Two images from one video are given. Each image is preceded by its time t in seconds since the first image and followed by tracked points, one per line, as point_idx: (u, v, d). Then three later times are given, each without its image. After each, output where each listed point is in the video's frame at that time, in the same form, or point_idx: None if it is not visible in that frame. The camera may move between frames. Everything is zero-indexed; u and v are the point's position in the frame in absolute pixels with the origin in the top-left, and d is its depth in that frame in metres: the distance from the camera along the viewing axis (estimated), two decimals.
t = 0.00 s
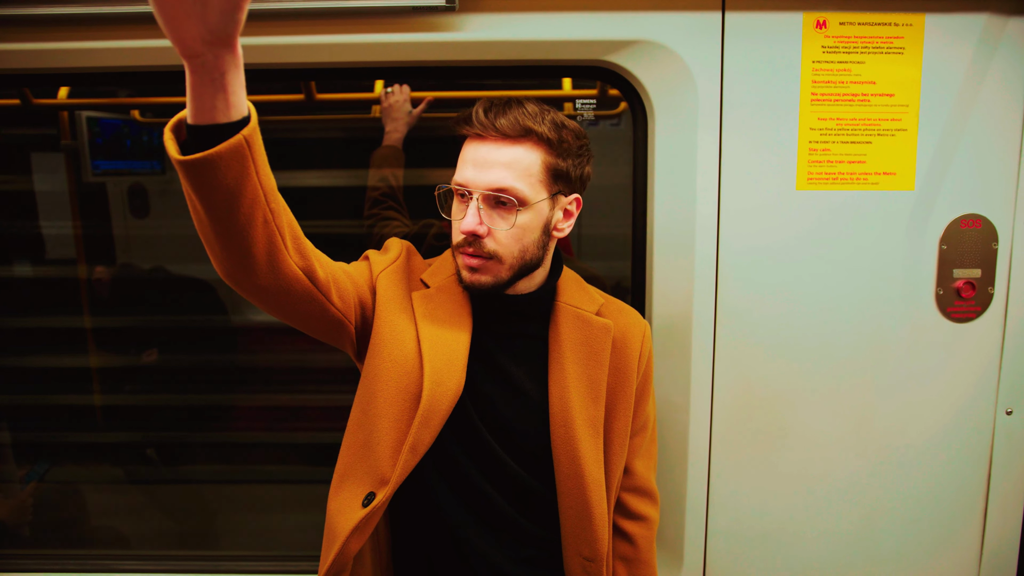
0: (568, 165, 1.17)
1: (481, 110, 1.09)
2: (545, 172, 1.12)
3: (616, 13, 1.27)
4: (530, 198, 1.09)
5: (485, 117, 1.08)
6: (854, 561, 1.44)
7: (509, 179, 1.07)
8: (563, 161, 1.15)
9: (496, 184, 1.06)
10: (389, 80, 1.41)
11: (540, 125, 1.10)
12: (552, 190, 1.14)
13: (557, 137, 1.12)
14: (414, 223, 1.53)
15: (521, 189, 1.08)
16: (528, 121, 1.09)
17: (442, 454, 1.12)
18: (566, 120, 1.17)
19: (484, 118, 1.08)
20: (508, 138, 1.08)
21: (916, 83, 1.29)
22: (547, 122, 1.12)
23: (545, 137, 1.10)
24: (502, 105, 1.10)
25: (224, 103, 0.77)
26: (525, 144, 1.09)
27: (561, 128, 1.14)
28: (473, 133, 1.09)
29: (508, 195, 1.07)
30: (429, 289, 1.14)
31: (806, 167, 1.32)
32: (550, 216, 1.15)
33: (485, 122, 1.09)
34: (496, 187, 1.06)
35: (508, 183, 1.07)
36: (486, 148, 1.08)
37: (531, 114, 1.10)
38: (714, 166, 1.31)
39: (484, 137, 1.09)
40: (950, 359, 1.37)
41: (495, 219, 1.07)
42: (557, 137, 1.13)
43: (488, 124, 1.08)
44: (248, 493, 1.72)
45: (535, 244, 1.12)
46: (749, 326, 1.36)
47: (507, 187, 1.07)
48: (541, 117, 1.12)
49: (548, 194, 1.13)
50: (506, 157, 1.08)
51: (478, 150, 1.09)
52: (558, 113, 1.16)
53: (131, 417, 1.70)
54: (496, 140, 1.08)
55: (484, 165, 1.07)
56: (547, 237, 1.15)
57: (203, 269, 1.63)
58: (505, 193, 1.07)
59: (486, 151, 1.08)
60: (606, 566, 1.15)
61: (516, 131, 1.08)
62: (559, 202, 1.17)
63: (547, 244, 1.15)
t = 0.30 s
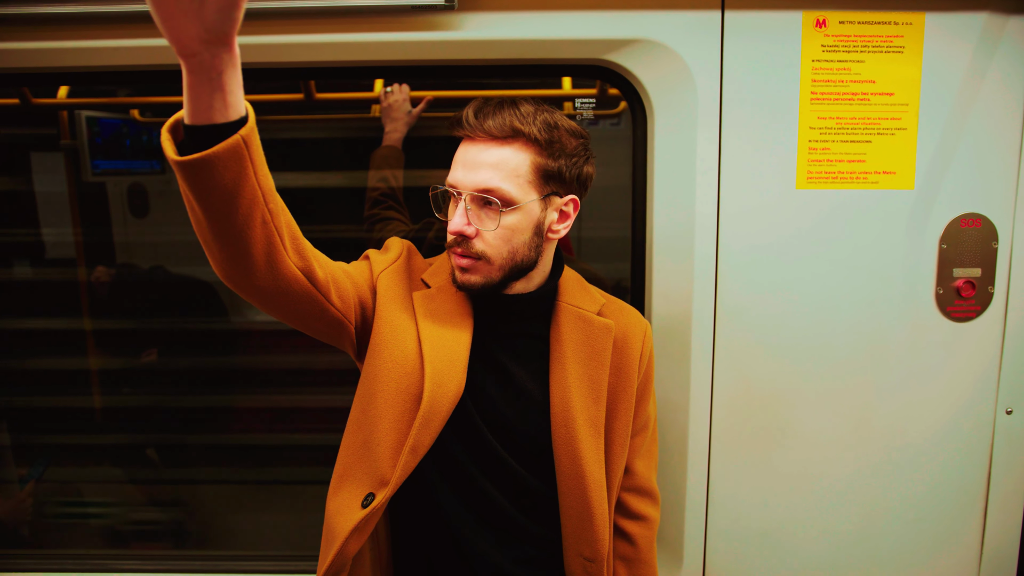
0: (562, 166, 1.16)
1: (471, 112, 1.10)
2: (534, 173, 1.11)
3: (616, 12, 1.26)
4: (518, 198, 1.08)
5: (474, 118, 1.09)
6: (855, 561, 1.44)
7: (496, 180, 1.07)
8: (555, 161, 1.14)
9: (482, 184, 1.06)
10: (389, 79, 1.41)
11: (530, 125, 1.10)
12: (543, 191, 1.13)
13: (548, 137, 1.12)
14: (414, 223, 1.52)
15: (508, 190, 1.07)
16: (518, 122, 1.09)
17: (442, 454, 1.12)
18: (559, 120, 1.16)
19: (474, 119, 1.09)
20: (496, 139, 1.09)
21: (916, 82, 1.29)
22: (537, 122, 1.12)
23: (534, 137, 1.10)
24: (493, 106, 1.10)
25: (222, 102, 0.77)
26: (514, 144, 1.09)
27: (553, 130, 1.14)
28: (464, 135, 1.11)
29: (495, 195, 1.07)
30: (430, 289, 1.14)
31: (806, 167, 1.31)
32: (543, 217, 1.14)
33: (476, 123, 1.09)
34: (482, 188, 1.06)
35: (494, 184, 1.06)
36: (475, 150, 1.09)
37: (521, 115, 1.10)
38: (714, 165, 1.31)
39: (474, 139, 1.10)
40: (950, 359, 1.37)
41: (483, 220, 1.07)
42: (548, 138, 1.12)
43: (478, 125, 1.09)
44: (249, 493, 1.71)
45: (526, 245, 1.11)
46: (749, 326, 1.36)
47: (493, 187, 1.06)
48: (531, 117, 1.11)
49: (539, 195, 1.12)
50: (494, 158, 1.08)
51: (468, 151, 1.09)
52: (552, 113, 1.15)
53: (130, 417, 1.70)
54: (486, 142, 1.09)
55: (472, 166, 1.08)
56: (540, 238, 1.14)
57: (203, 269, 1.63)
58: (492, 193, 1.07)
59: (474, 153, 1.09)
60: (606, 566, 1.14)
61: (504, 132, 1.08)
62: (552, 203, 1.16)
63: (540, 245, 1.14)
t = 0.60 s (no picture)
0: (556, 167, 1.16)
1: (465, 115, 1.11)
2: (528, 175, 1.11)
3: (614, 13, 1.27)
4: (512, 201, 1.09)
5: (468, 122, 1.09)
6: (853, 561, 1.44)
7: (489, 183, 1.07)
8: (550, 163, 1.15)
9: (475, 187, 1.07)
10: (388, 80, 1.41)
11: (524, 128, 1.11)
12: (537, 193, 1.13)
13: (541, 140, 1.12)
14: (413, 224, 1.53)
15: (501, 192, 1.07)
16: (511, 125, 1.10)
17: (441, 455, 1.12)
18: (554, 122, 1.16)
19: (467, 122, 1.09)
20: (490, 142, 1.09)
21: (914, 83, 1.29)
22: (531, 125, 1.12)
23: (528, 140, 1.10)
24: (487, 109, 1.11)
25: (219, 105, 0.77)
26: (507, 147, 1.09)
27: (546, 131, 1.14)
28: (458, 138, 1.11)
29: (488, 198, 1.07)
30: (428, 290, 1.15)
31: (804, 167, 1.31)
32: (538, 219, 1.14)
33: (469, 125, 1.10)
34: (476, 191, 1.07)
35: (487, 186, 1.07)
36: (468, 152, 1.09)
37: (514, 118, 1.10)
38: (712, 166, 1.31)
39: (468, 142, 1.10)
40: (948, 359, 1.38)
41: (477, 223, 1.08)
42: (542, 140, 1.12)
43: (472, 128, 1.09)
44: (249, 493, 1.72)
45: (521, 247, 1.12)
46: (747, 327, 1.36)
47: (487, 190, 1.07)
48: (525, 119, 1.12)
49: (533, 197, 1.12)
50: (486, 161, 1.08)
51: (462, 154, 1.10)
52: (546, 115, 1.15)
53: (130, 418, 1.70)
54: (479, 144, 1.09)
55: (465, 169, 1.08)
56: (535, 240, 1.14)
57: (202, 270, 1.63)
58: (485, 196, 1.07)
59: (468, 156, 1.09)
60: (605, 567, 1.15)
61: (498, 134, 1.09)
62: (547, 205, 1.16)
63: (535, 247, 1.14)
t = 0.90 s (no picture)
0: (553, 168, 1.16)
1: (462, 116, 1.11)
2: (524, 176, 1.12)
3: (612, 14, 1.27)
4: (507, 201, 1.09)
5: (464, 122, 1.10)
6: (849, 562, 1.44)
7: (485, 183, 1.07)
8: (546, 164, 1.15)
9: (471, 188, 1.07)
10: (386, 81, 1.41)
11: (520, 128, 1.11)
12: (533, 194, 1.13)
13: (537, 141, 1.12)
14: (411, 224, 1.53)
15: (496, 193, 1.08)
16: (507, 126, 1.10)
17: (437, 456, 1.12)
18: (551, 123, 1.16)
19: (464, 122, 1.10)
20: (486, 142, 1.09)
21: (912, 83, 1.29)
22: (527, 125, 1.12)
23: (524, 140, 1.10)
24: (483, 110, 1.11)
25: (217, 106, 0.77)
26: (503, 148, 1.10)
27: (543, 132, 1.14)
28: (455, 139, 1.11)
29: (483, 199, 1.08)
30: (425, 291, 1.15)
31: (801, 168, 1.32)
32: (534, 220, 1.14)
33: (466, 126, 1.10)
34: (471, 191, 1.07)
35: (482, 187, 1.07)
36: (464, 153, 1.10)
37: (510, 119, 1.11)
38: (709, 167, 1.31)
39: (465, 142, 1.11)
40: (945, 360, 1.38)
41: (473, 223, 1.08)
42: (538, 141, 1.12)
43: (468, 129, 1.10)
44: (247, 494, 1.72)
45: (517, 247, 1.12)
46: (744, 327, 1.36)
47: (482, 191, 1.07)
48: (521, 120, 1.12)
49: (529, 197, 1.12)
50: (482, 162, 1.08)
51: (458, 154, 1.10)
52: (543, 116, 1.16)
53: (129, 418, 1.70)
54: (475, 145, 1.10)
55: (461, 170, 1.08)
56: (532, 240, 1.14)
57: (201, 270, 1.63)
58: (480, 196, 1.07)
59: (464, 156, 1.09)
60: (600, 567, 1.15)
61: (493, 135, 1.09)
62: (544, 205, 1.16)
63: (531, 248, 1.14)
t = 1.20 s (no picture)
0: (549, 168, 1.16)
1: (458, 115, 1.11)
2: (520, 175, 1.11)
3: (608, 14, 1.26)
4: (503, 201, 1.09)
5: (461, 121, 1.10)
6: (846, 562, 1.44)
7: (481, 183, 1.07)
8: (542, 164, 1.15)
9: (467, 187, 1.07)
10: (384, 80, 1.41)
11: (516, 128, 1.11)
12: (530, 194, 1.13)
13: (534, 140, 1.12)
14: (409, 224, 1.53)
15: (492, 192, 1.08)
16: (503, 125, 1.10)
17: (433, 456, 1.12)
18: (547, 124, 1.16)
19: (460, 122, 1.10)
20: (482, 142, 1.09)
21: (909, 83, 1.29)
22: (524, 125, 1.12)
23: (520, 140, 1.10)
24: (480, 109, 1.11)
25: (211, 107, 0.77)
26: (499, 147, 1.10)
27: (540, 132, 1.14)
28: (452, 139, 1.11)
29: (479, 198, 1.07)
30: (421, 291, 1.15)
31: (798, 168, 1.31)
32: (530, 220, 1.14)
33: (463, 126, 1.10)
34: (468, 191, 1.07)
35: (478, 186, 1.07)
36: (461, 153, 1.09)
37: (507, 118, 1.11)
38: (705, 167, 1.31)
39: (461, 142, 1.11)
40: (942, 360, 1.38)
41: (469, 222, 1.08)
42: (534, 140, 1.12)
43: (465, 128, 1.10)
44: (246, 494, 1.72)
45: (513, 247, 1.12)
46: (741, 328, 1.36)
47: (478, 190, 1.07)
48: (518, 120, 1.12)
49: (525, 197, 1.12)
50: (479, 161, 1.08)
51: (454, 154, 1.10)
52: (539, 116, 1.16)
53: (126, 418, 1.70)
54: (472, 144, 1.10)
55: (457, 169, 1.08)
56: (527, 240, 1.14)
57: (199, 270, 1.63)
58: (477, 196, 1.07)
59: (460, 156, 1.09)
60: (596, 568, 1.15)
61: (490, 135, 1.09)
62: (540, 205, 1.16)
63: (527, 248, 1.14)
